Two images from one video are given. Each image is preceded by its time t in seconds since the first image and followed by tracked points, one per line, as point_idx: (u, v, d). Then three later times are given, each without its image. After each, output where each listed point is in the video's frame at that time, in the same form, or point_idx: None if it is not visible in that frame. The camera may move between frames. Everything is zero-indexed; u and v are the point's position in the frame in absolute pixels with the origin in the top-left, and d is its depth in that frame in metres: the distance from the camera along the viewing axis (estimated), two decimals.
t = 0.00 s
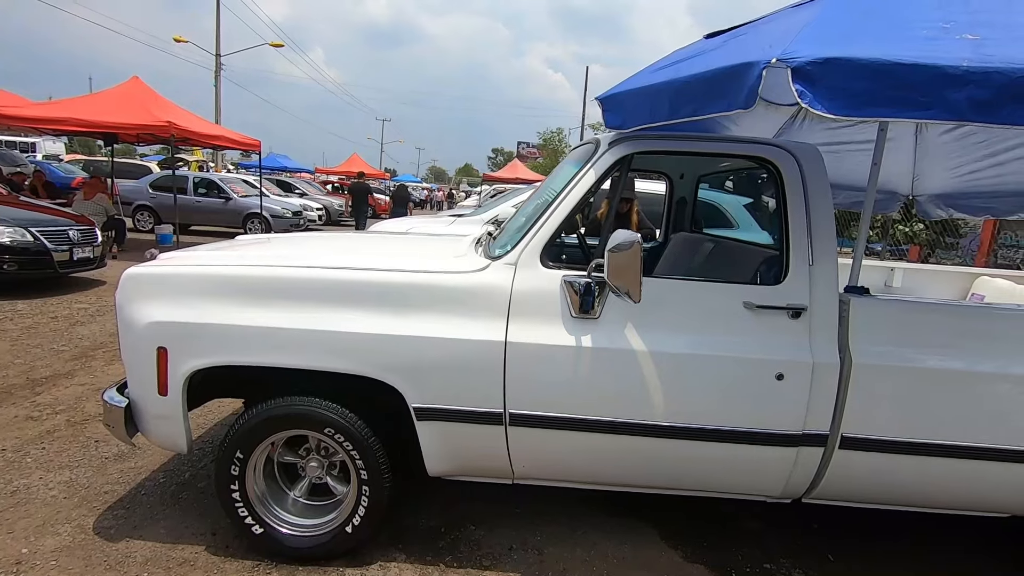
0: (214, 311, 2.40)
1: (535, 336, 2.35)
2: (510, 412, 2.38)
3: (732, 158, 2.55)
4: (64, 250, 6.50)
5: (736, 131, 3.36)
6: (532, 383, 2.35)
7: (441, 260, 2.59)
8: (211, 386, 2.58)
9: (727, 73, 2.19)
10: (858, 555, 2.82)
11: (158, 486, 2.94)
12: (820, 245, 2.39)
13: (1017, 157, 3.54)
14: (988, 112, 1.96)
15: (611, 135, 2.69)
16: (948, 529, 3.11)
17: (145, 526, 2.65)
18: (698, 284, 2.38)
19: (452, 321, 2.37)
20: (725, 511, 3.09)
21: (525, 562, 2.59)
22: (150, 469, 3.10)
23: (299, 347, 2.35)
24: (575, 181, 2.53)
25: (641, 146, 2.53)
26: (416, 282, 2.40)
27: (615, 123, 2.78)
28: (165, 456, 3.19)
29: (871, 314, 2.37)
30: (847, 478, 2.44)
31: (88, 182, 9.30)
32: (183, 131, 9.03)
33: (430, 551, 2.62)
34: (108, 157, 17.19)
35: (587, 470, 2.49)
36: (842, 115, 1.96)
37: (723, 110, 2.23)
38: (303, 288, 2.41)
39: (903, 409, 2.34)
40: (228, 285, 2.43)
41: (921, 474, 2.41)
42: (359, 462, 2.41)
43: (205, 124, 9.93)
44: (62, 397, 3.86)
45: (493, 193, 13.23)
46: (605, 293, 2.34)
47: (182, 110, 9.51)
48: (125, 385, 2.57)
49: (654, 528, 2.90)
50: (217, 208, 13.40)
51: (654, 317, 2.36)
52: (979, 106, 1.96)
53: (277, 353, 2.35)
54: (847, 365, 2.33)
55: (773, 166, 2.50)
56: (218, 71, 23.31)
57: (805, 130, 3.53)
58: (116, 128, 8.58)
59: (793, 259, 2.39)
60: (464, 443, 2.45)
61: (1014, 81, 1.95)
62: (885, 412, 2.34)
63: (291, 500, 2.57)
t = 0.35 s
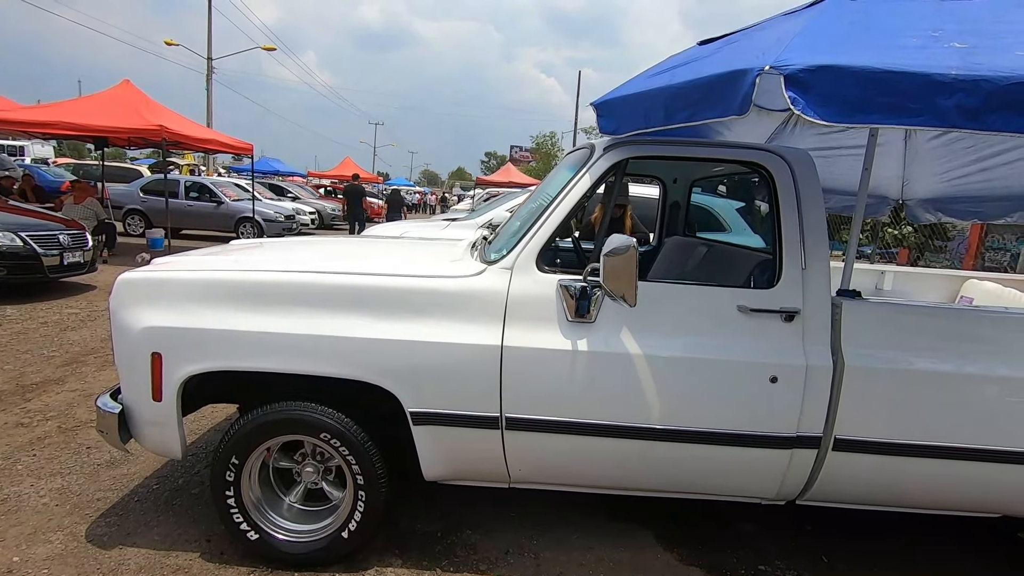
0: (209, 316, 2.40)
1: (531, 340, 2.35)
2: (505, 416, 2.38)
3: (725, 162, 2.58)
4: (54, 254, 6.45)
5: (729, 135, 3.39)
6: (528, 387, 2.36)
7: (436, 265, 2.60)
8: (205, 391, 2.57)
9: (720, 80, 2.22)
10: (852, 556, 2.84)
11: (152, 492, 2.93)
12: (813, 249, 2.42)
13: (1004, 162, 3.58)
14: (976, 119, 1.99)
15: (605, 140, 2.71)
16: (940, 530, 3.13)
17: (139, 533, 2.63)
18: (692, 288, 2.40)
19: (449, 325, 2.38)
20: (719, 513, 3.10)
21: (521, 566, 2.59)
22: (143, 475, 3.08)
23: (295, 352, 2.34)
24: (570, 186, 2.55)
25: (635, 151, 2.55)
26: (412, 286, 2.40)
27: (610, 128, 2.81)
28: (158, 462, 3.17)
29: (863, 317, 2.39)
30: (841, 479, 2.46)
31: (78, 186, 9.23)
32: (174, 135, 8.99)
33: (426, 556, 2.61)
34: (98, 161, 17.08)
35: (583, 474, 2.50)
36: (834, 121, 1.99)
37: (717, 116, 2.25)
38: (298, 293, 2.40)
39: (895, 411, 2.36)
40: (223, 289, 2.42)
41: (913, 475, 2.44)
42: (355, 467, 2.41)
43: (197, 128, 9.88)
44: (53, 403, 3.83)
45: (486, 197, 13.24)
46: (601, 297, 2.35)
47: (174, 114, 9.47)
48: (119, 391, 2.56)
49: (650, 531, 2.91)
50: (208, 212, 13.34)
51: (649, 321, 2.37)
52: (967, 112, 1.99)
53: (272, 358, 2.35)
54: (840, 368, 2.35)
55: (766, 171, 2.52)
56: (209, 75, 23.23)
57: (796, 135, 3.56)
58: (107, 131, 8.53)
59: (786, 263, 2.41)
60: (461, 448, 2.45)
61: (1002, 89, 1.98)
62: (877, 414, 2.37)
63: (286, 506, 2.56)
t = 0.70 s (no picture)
0: (203, 318, 2.38)
1: (527, 341, 2.35)
2: (501, 418, 2.38)
3: (721, 163, 2.58)
4: (46, 256, 6.42)
5: (724, 136, 3.40)
6: (524, 388, 2.35)
7: (432, 266, 2.59)
8: (199, 393, 2.56)
9: (716, 81, 2.22)
10: (847, 556, 2.85)
11: (144, 496, 2.90)
12: (808, 249, 2.42)
13: (998, 163, 3.59)
14: (968, 120, 2.00)
15: (601, 141, 2.71)
16: (934, 529, 3.14)
17: (131, 536, 2.61)
18: (688, 289, 2.40)
19: (444, 326, 2.37)
20: (715, 514, 3.10)
21: (517, 568, 2.58)
22: (136, 478, 3.06)
23: (290, 354, 2.33)
24: (566, 187, 2.55)
25: (631, 151, 2.55)
26: (407, 288, 2.40)
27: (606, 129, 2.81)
28: (151, 465, 3.15)
29: (857, 317, 2.40)
30: (836, 479, 2.47)
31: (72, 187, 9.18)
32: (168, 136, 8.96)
33: (422, 558, 2.60)
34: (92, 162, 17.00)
35: (580, 475, 2.49)
36: (829, 122, 2.00)
37: (713, 117, 2.26)
38: (293, 294, 2.39)
39: (890, 411, 2.37)
40: (218, 290, 2.41)
41: (908, 475, 2.44)
42: (350, 469, 2.40)
43: (191, 129, 9.85)
44: (45, 406, 3.80)
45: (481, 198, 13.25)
46: (596, 298, 2.35)
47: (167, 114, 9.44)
48: (111, 393, 2.54)
49: (646, 532, 2.90)
50: (202, 213, 13.29)
51: (645, 322, 2.37)
52: (961, 113, 2.00)
53: (267, 360, 2.34)
54: (835, 368, 2.35)
55: (761, 172, 2.53)
56: (203, 76, 23.16)
57: (790, 137, 3.57)
58: (100, 133, 8.49)
59: (781, 263, 2.41)
60: (456, 449, 2.44)
61: (995, 90, 1.99)
62: (872, 413, 2.37)
63: (281, 508, 2.55)
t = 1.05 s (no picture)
0: (199, 318, 2.37)
1: (524, 341, 2.35)
2: (498, 418, 2.37)
3: (717, 163, 2.58)
4: (40, 257, 6.39)
5: (720, 136, 3.40)
6: (521, 389, 2.35)
7: (428, 266, 2.58)
8: (193, 394, 2.54)
9: (713, 80, 2.23)
10: (843, 554, 2.86)
11: (139, 498, 2.89)
12: (805, 249, 2.42)
13: (993, 162, 3.61)
14: (965, 120, 2.00)
15: (597, 141, 2.71)
16: (931, 528, 3.15)
17: (126, 539, 2.60)
18: (684, 289, 2.40)
19: (441, 326, 2.37)
20: (711, 513, 3.11)
21: (515, 568, 2.57)
22: (131, 480, 3.04)
23: (286, 354, 2.32)
24: (563, 187, 2.54)
25: (628, 151, 2.54)
26: (404, 287, 2.39)
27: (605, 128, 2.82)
28: (146, 467, 3.13)
29: (853, 316, 2.40)
30: (833, 478, 2.47)
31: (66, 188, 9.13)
32: (163, 137, 8.92)
33: (419, 559, 2.59)
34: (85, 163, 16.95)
35: (577, 475, 2.49)
36: (824, 122, 2.00)
37: (710, 115, 2.26)
38: (289, 294, 2.38)
39: (887, 409, 2.37)
40: (215, 291, 2.40)
41: (904, 473, 2.45)
42: (347, 470, 2.39)
43: (186, 129, 9.82)
44: (38, 407, 3.78)
45: (478, 198, 13.24)
46: (593, 297, 2.35)
47: (162, 115, 9.40)
48: (106, 395, 2.52)
49: (643, 531, 2.91)
50: (197, 214, 13.25)
51: (642, 322, 2.37)
52: (957, 113, 2.00)
53: (263, 361, 2.33)
54: (831, 367, 2.36)
55: (757, 171, 2.53)
56: (198, 76, 23.09)
57: (785, 137, 3.58)
58: (95, 133, 8.45)
59: (777, 263, 2.41)
60: (453, 450, 2.44)
61: (990, 89, 2.00)
62: (870, 413, 2.37)
63: (277, 510, 2.54)
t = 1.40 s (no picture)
0: (197, 321, 2.36)
1: (523, 342, 2.34)
2: (497, 420, 2.37)
3: (715, 164, 2.58)
4: (38, 260, 6.38)
5: (718, 136, 3.40)
6: (520, 390, 2.34)
7: (426, 267, 2.58)
8: (190, 397, 2.54)
9: (712, 80, 2.23)
10: (843, 553, 2.85)
11: (138, 501, 2.88)
12: (803, 249, 2.42)
13: (990, 162, 3.61)
14: (964, 118, 2.00)
15: (596, 141, 2.71)
16: (930, 527, 3.15)
17: (124, 542, 2.59)
18: (683, 289, 2.39)
19: (439, 328, 2.36)
20: (710, 513, 3.11)
21: (514, 570, 2.57)
22: (129, 483, 3.03)
23: (284, 356, 2.32)
24: (561, 188, 2.54)
25: (626, 152, 2.54)
26: (402, 289, 2.39)
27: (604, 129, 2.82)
28: (144, 470, 3.12)
29: (852, 316, 2.40)
30: (833, 478, 2.47)
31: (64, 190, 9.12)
32: (161, 138, 8.91)
33: (418, 561, 2.59)
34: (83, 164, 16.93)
35: (576, 476, 2.48)
36: (822, 121, 2.00)
37: (710, 115, 2.26)
38: (287, 296, 2.38)
39: (886, 409, 2.37)
40: (213, 293, 2.39)
41: (904, 473, 2.44)
42: (346, 472, 2.38)
43: (185, 131, 9.81)
44: (36, 411, 3.77)
45: (476, 200, 13.25)
46: (592, 298, 2.35)
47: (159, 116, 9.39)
48: (103, 398, 2.52)
49: (643, 532, 2.90)
50: (196, 216, 13.23)
51: (640, 323, 2.37)
52: (956, 111, 2.00)
53: (261, 363, 2.32)
54: (830, 367, 2.36)
55: (754, 172, 2.53)
56: (196, 78, 23.08)
57: (783, 137, 3.58)
58: (92, 135, 8.44)
59: (775, 263, 2.41)
60: (452, 452, 2.43)
61: (989, 88, 2.00)
62: (869, 412, 2.37)
63: (275, 512, 2.53)
